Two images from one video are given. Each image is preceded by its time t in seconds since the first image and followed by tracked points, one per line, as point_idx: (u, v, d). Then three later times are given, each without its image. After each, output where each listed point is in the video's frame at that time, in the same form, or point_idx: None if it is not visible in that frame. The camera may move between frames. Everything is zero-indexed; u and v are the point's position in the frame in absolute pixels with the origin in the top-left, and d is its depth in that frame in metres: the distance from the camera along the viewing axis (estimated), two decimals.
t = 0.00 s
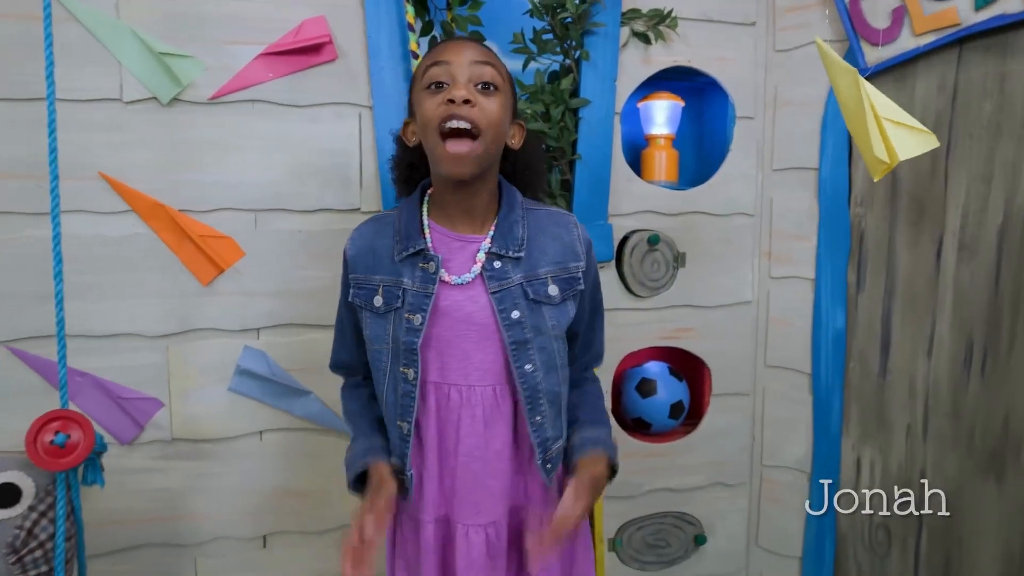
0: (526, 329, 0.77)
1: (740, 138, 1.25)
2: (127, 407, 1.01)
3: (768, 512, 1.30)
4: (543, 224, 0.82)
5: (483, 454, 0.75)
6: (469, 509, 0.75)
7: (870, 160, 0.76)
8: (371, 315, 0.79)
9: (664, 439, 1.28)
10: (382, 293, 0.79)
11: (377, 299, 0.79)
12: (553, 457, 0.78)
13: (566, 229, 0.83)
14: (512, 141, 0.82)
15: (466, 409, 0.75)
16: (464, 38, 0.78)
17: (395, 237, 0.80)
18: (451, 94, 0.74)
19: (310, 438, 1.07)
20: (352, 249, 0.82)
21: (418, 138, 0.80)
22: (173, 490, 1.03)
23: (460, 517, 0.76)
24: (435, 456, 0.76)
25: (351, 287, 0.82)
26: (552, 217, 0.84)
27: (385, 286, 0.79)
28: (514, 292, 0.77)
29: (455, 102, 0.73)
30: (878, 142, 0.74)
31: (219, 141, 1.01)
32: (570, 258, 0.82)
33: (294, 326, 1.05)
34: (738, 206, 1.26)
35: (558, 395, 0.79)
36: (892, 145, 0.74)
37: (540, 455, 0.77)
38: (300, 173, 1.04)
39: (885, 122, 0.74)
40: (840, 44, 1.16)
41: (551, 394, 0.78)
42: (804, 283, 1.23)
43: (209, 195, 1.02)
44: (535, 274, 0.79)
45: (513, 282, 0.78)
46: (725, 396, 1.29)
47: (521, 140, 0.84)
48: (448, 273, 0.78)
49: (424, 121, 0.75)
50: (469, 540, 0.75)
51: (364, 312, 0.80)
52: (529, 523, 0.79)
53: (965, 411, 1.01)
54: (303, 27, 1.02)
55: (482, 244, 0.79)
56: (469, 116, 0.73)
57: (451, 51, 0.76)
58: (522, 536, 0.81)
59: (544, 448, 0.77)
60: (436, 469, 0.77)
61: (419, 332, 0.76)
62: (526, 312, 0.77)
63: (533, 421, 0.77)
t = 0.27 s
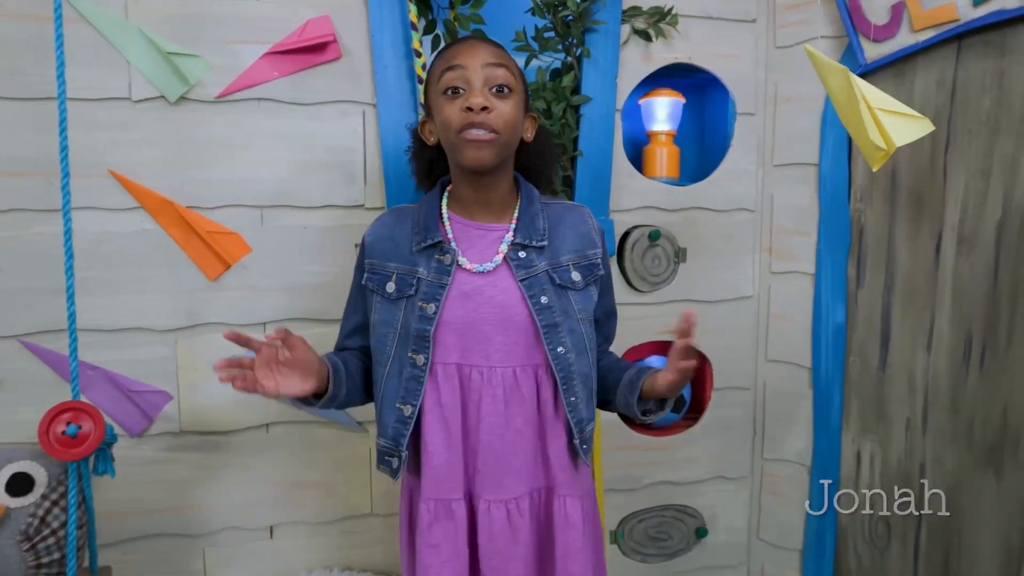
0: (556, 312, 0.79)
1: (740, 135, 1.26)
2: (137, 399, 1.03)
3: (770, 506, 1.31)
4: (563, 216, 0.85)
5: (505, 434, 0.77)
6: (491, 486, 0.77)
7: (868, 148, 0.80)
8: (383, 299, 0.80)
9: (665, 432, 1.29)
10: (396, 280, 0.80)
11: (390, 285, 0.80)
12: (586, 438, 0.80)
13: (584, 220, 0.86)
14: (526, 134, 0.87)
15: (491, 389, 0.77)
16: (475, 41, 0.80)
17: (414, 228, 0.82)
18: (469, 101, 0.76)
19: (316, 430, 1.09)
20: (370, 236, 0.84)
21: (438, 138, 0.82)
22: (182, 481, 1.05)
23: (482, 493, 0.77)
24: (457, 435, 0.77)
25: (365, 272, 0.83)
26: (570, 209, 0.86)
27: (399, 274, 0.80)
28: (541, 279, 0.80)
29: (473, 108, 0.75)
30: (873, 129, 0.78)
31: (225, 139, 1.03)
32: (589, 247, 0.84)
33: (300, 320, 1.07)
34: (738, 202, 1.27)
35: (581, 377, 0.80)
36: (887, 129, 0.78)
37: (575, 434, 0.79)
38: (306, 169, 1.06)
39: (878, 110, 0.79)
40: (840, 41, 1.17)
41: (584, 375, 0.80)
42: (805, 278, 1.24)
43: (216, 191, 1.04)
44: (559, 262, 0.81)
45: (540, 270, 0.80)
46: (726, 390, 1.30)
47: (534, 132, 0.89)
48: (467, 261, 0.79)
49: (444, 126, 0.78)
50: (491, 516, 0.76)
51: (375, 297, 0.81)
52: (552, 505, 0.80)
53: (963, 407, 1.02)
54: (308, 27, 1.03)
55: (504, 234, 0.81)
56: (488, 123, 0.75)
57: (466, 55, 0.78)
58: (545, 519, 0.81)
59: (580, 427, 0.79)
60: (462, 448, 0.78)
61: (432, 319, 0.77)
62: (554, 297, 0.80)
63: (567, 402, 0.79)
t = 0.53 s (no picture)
0: (567, 303, 0.80)
1: (742, 131, 1.27)
2: (146, 390, 1.05)
3: (772, 499, 1.32)
4: (576, 212, 0.86)
5: (517, 421, 0.78)
6: (504, 472, 0.78)
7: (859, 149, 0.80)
8: (408, 296, 0.82)
9: (668, 426, 1.30)
10: (419, 275, 0.82)
11: (414, 280, 0.82)
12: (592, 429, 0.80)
13: (596, 217, 0.87)
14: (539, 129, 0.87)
15: (504, 375, 0.79)
16: (489, 42, 0.80)
17: (433, 224, 0.84)
18: (486, 109, 0.76)
19: (322, 422, 1.11)
20: (391, 237, 0.86)
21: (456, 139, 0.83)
22: (190, 471, 1.07)
23: (495, 479, 0.78)
24: (473, 422, 0.79)
25: (389, 272, 0.85)
26: (584, 207, 0.87)
27: (422, 269, 0.82)
28: (553, 271, 0.81)
29: (491, 117, 0.76)
30: (867, 132, 0.78)
31: (234, 134, 1.05)
32: (602, 243, 0.85)
33: (306, 313, 1.09)
34: (741, 197, 1.28)
35: (594, 368, 0.81)
36: (881, 135, 0.78)
37: (583, 424, 0.80)
38: (313, 165, 1.07)
39: (874, 113, 0.78)
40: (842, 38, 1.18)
41: (591, 364, 0.81)
42: (807, 274, 1.24)
43: (225, 186, 1.05)
44: (571, 256, 0.83)
45: (552, 262, 0.81)
46: (728, 384, 1.31)
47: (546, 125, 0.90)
48: (484, 251, 0.81)
49: (462, 133, 0.79)
50: (504, 501, 0.78)
51: (401, 294, 0.83)
52: (563, 493, 0.81)
53: (963, 401, 1.02)
54: (315, 24, 1.05)
55: (519, 228, 0.82)
56: (505, 130, 0.76)
57: (481, 60, 0.78)
58: (557, 507, 0.82)
59: (586, 416, 0.80)
60: (474, 434, 0.79)
61: (454, 308, 0.79)
62: (565, 289, 0.81)
63: (574, 390, 0.79)
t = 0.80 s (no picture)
0: (581, 301, 0.81)
1: (745, 129, 1.28)
2: (158, 387, 1.07)
3: (775, 494, 1.33)
4: (593, 211, 0.87)
5: (534, 415, 0.80)
6: (521, 464, 0.80)
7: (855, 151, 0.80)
8: (431, 292, 0.84)
9: (672, 422, 1.32)
10: (441, 272, 0.84)
11: (436, 277, 0.84)
12: (604, 425, 0.81)
13: (614, 216, 0.88)
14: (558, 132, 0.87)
15: (521, 370, 0.80)
16: (510, 42, 0.81)
17: (454, 221, 0.85)
18: (496, 104, 0.78)
19: (330, 418, 1.12)
20: (414, 234, 0.87)
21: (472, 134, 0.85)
22: (201, 466, 1.09)
23: (513, 471, 0.80)
24: (492, 415, 0.81)
25: (412, 269, 0.87)
26: (602, 206, 0.88)
27: (444, 265, 0.84)
28: (569, 269, 0.82)
29: (499, 112, 0.78)
30: (863, 134, 0.78)
31: (242, 135, 1.07)
32: (618, 242, 0.86)
33: (315, 311, 1.10)
34: (744, 195, 1.29)
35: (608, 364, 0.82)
36: (877, 138, 0.77)
37: (591, 420, 0.81)
38: (321, 164, 1.09)
39: (872, 115, 0.78)
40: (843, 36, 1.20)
41: (603, 362, 0.82)
42: (809, 270, 1.25)
43: (234, 186, 1.07)
44: (588, 254, 0.84)
45: (568, 260, 0.82)
46: (732, 380, 1.33)
47: (566, 130, 0.89)
48: (503, 249, 0.82)
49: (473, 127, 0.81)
50: (521, 493, 0.79)
51: (424, 290, 0.84)
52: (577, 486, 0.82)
53: (964, 395, 1.03)
54: (321, 26, 1.06)
55: (536, 226, 0.84)
56: (513, 126, 0.78)
57: (498, 59, 0.80)
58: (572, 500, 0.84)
59: (594, 411, 0.81)
60: (491, 427, 0.81)
61: (474, 303, 0.81)
62: (580, 286, 0.82)
63: (585, 385, 0.81)
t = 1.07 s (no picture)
0: (604, 301, 0.83)
1: (749, 130, 1.30)
2: (172, 383, 1.09)
3: (778, 490, 1.34)
4: (617, 215, 0.89)
5: (554, 409, 0.82)
6: (541, 455, 0.82)
7: (860, 148, 0.81)
8: (458, 286, 0.86)
9: (676, 418, 1.33)
10: (469, 267, 0.86)
11: (464, 272, 0.86)
12: (624, 423, 0.83)
13: (638, 220, 0.89)
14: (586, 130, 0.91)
15: (544, 365, 0.82)
16: (541, 52, 0.83)
17: (483, 218, 0.87)
18: (541, 117, 0.80)
19: (340, 413, 1.15)
20: (443, 229, 0.89)
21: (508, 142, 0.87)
22: (215, 460, 1.12)
23: (532, 461, 0.82)
24: (515, 408, 0.83)
25: (440, 262, 0.89)
26: (627, 210, 0.90)
27: (471, 261, 0.86)
28: (593, 270, 0.84)
29: (545, 125, 0.80)
30: (867, 131, 0.80)
31: (255, 136, 1.09)
32: (641, 245, 0.88)
33: (325, 309, 1.13)
34: (747, 195, 1.31)
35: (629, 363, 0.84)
36: (882, 134, 0.79)
37: (612, 416, 0.83)
38: (332, 165, 1.11)
39: (876, 112, 0.79)
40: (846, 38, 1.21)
41: (624, 360, 0.83)
42: (812, 269, 1.27)
43: (248, 186, 1.09)
44: (611, 256, 0.86)
45: (592, 261, 0.84)
46: (735, 377, 1.34)
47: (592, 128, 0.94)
48: (531, 248, 0.84)
49: (516, 139, 0.82)
50: (540, 482, 0.82)
51: (451, 283, 0.86)
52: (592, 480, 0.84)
53: (964, 393, 1.05)
54: (332, 29, 1.08)
55: (563, 228, 0.86)
56: (558, 138, 0.80)
57: (534, 71, 0.81)
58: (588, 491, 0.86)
59: (614, 409, 0.83)
60: (514, 420, 0.83)
61: (501, 299, 0.83)
62: (603, 287, 0.84)
63: (606, 382, 0.82)
